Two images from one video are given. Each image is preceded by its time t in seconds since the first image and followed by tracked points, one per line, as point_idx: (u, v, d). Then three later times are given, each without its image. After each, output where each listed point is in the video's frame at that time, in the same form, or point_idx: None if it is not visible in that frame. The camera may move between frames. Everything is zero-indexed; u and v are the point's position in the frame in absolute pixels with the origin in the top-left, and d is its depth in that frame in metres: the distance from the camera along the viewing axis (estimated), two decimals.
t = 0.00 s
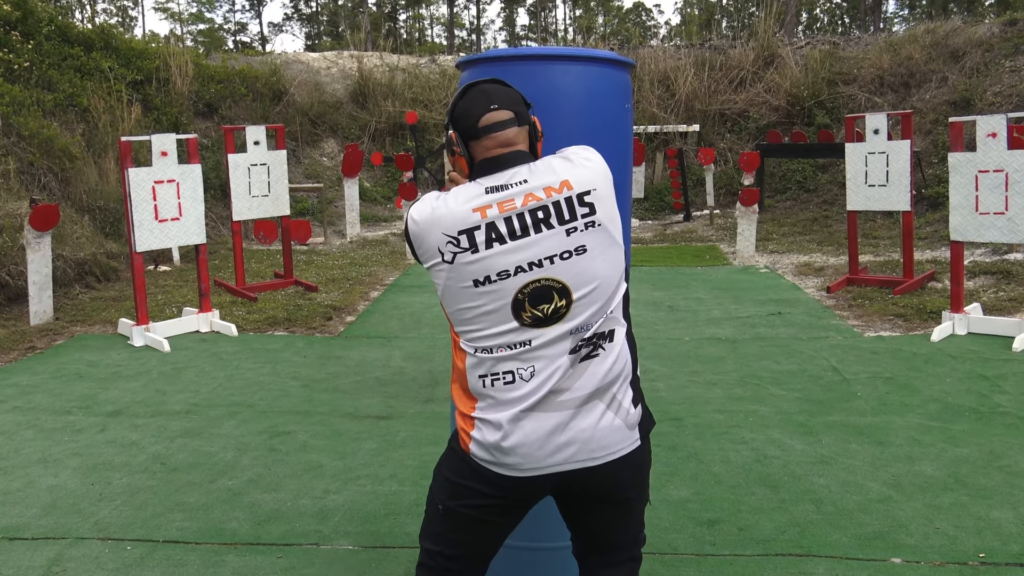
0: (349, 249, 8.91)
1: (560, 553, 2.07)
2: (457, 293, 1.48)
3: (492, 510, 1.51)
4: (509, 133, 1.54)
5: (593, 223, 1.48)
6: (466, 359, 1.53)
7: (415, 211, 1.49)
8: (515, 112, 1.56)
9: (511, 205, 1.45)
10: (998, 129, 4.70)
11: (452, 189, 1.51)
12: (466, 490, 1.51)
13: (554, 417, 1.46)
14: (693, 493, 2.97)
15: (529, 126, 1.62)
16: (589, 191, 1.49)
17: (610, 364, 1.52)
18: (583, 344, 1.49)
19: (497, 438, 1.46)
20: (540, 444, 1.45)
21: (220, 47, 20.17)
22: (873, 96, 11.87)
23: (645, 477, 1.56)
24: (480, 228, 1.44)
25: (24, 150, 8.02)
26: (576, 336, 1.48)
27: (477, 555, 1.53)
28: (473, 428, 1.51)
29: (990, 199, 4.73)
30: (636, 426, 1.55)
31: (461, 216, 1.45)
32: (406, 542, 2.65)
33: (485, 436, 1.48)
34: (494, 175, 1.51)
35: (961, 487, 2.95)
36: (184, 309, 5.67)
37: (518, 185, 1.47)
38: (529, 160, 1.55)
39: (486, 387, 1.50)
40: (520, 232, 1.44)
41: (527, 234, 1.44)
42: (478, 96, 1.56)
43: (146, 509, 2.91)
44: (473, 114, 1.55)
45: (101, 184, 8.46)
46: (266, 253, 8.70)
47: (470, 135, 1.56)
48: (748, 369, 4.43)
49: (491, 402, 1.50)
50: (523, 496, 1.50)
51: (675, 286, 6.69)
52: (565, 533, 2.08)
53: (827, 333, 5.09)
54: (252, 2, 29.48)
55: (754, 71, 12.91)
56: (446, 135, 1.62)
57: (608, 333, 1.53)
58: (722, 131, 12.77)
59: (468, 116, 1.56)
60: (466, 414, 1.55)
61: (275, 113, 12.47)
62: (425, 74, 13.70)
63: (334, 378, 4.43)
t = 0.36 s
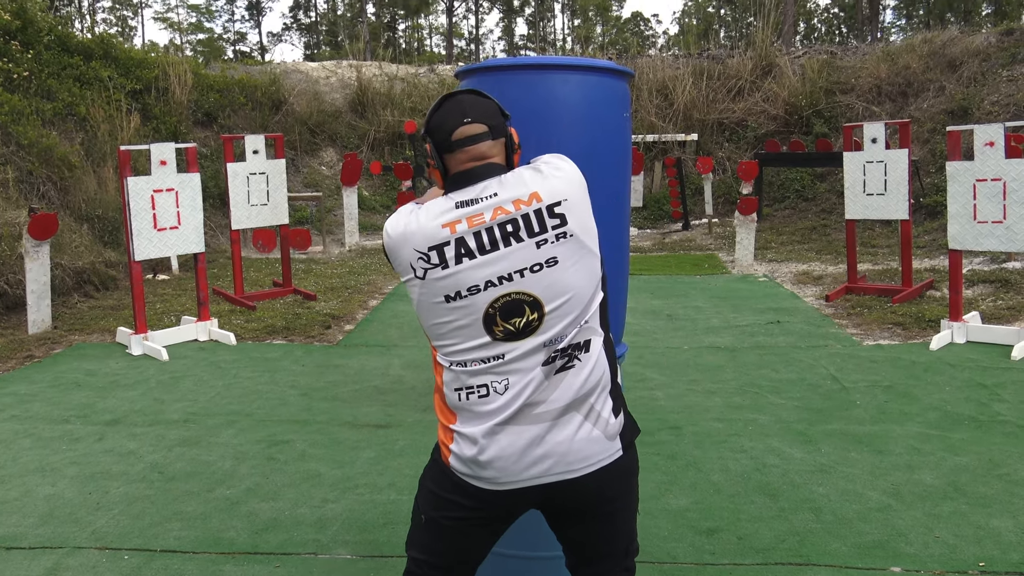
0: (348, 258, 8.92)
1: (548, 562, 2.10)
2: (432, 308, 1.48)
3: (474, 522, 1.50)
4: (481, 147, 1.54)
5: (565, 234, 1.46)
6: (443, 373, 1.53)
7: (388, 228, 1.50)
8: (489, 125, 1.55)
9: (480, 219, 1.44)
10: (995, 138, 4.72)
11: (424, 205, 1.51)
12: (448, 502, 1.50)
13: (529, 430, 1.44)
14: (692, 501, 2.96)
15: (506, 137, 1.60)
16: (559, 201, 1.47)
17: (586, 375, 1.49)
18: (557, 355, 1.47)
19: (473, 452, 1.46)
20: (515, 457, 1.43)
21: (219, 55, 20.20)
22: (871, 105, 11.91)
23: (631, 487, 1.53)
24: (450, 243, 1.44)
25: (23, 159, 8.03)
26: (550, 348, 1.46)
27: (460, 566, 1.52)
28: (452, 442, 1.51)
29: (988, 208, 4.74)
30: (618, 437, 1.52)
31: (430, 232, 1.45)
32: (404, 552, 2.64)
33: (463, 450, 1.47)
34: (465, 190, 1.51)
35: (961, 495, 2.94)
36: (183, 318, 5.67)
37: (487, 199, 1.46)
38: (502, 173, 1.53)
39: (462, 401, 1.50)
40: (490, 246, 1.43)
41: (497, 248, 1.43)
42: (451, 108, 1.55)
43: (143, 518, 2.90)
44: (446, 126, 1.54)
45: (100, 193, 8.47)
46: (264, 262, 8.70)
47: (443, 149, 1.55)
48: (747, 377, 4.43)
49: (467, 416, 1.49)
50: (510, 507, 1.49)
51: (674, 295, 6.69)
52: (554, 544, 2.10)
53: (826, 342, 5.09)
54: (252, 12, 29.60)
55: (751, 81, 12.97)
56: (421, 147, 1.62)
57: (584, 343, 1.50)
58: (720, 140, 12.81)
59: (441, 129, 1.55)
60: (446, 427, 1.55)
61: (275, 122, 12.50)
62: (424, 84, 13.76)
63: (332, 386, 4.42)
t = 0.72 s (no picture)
0: (348, 263, 8.92)
1: (536, 565, 2.10)
2: (413, 313, 1.49)
3: (458, 526, 1.50)
4: (464, 150, 1.53)
5: (546, 238, 1.45)
6: (426, 376, 1.54)
7: (372, 230, 1.51)
8: (473, 128, 1.55)
9: (460, 223, 1.44)
10: (995, 144, 4.73)
11: (408, 207, 1.51)
12: (433, 506, 1.51)
13: (509, 434, 1.44)
14: (692, 506, 2.96)
15: (491, 140, 1.60)
16: (540, 205, 1.46)
17: (568, 379, 1.48)
18: (538, 359, 1.47)
19: (454, 456, 1.46)
20: (496, 461, 1.44)
21: (218, 58, 20.20)
22: (870, 111, 11.93)
23: (615, 491, 1.53)
24: (430, 247, 1.44)
25: (24, 162, 8.04)
26: (530, 352, 1.46)
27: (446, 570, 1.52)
28: (434, 445, 1.52)
29: (987, 214, 4.75)
30: (600, 442, 1.52)
31: (411, 236, 1.45)
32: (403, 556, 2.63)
33: (444, 454, 1.48)
34: (447, 193, 1.51)
35: (961, 501, 2.94)
36: (183, 321, 5.67)
37: (468, 203, 1.46)
38: (485, 176, 1.53)
39: (444, 404, 1.50)
40: (470, 250, 1.43)
41: (477, 252, 1.43)
42: (435, 111, 1.54)
43: (143, 522, 2.90)
44: (430, 129, 1.54)
45: (100, 196, 8.47)
46: (264, 266, 8.70)
47: (427, 152, 1.55)
48: (747, 383, 4.43)
49: (448, 419, 1.50)
50: (498, 513, 1.49)
51: (673, 300, 6.70)
52: (542, 549, 2.10)
53: (826, 347, 5.09)
54: (253, 16, 29.66)
55: (751, 86, 13.00)
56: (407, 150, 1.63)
57: (565, 347, 1.50)
58: (720, 145, 12.82)
59: (425, 132, 1.54)
60: (429, 430, 1.55)
61: (275, 126, 12.51)
62: (424, 89, 13.79)
63: (331, 391, 4.42)
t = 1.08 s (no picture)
0: (348, 265, 8.93)
1: (533, 568, 2.10)
2: (405, 320, 1.49)
3: (453, 532, 1.50)
4: (457, 155, 1.53)
5: (537, 245, 1.45)
6: (419, 383, 1.54)
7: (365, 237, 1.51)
8: (465, 134, 1.54)
9: (451, 230, 1.44)
10: (995, 147, 4.73)
11: (400, 214, 1.51)
12: (427, 513, 1.51)
13: (500, 442, 1.44)
14: (692, 510, 2.96)
15: (484, 146, 1.59)
16: (532, 212, 1.45)
17: (560, 386, 1.48)
18: (529, 366, 1.46)
19: (446, 464, 1.46)
20: (488, 470, 1.44)
21: (218, 60, 20.19)
22: (870, 114, 11.93)
23: (610, 497, 1.52)
24: (421, 254, 1.44)
25: (24, 165, 8.04)
26: (522, 359, 1.45)
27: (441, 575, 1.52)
28: (428, 452, 1.52)
29: (988, 217, 4.75)
30: (594, 448, 1.52)
31: (402, 243, 1.45)
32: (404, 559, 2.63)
33: (436, 461, 1.48)
34: (439, 199, 1.50)
35: (961, 504, 2.93)
36: (183, 324, 5.67)
37: (459, 210, 1.45)
38: (477, 182, 1.52)
39: (436, 412, 1.50)
40: (460, 258, 1.42)
41: (467, 260, 1.42)
42: (428, 117, 1.54)
43: (143, 525, 2.89)
44: (422, 135, 1.54)
45: (100, 199, 8.48)
46: (265, 269, 8.71)
47: (419, 157, 1.55)
48: (748, 386, 4.42)
49: (441, 427, 1.50)
50: (496, 517, 1.49)
51: (674, 303, 6.70)
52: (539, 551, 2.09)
53: (826, 350, 5.09)
54: (253, 19, 29.70)
55: (751, 89, 13.00)
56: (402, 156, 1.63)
57: (557, 354, 1.49)
58: (721, 148, 12.83)
59: (417, 138, 1.54)
60: (423, 437, 1.55)
61: (275, 129, 12.51)
62: (425, 92, 13.80)
63: (332, 393, 4.42)
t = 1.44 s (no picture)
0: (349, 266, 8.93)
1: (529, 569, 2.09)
2: (391, 322, 1.49)
3: (443, 532, 1.51)
4: (442, 158, 1.53)
5: (519, 247, 1.45)
6: (405, 385, 1.54)
7: (352, 241, 1.51)
8: (450, 137, 1.55)
9: (435, 232, 1.44)
10: (997, 148, 4.73)
11: (386, 216, 1.52)
12: (417, 513, 1.52)
13: (484, 443, 1.44)
14: (693, 511, 2.96)
15: (470, 149, 1.59)
16: (514, 214, 1.46)
17: (544, 388, 1.47)
18: (513, 367, 1.46)
19: (431, 465, 1.47)
20: (471, 471, 1.44)
21: (219, 62, 20.14)
22: (871, 115, 11.92)
23: (598, 499, 1.52)
24: (405, 256, 1.44)
25: (25, 167, 8.04)
26: (505, 360, 1.45)
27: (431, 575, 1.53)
28: (414, 454, 1.52)
29: (989, 218, 4.75)
30: (578, 450, 1.51)
31: (387, 245, 1.46)
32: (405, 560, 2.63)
33: (422, 462, 1.48)
34: (424, 201, 1.50)
35: (962, 506, 2.93)
36: (184, 326, 5.67)
37: (443, 212, 1.45)
38: (462, 184, 1.52)
39: (422, 413, 1.50)
40: (444, 259, 1.42)
41: (450, 261, 1.42)
42: (413, 120, 1.55)
43: (143, 527, 2.89)
44: (407, 139, 1.54)
45: (101, 201, 8.48)
46: (266, 270, 8.71)
47: (405, 161, 1.55)
48: (749, 387, 4.42)
49: (426, 428, 1.50)
50: (490, 517, 1.50)
51: (675, 304, 6.70)
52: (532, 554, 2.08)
53: (827, 351, 5.09)
54: (254, 21, 29.72)
55: (752, 90, 12.99)
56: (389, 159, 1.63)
57: (542, 356, 1.48)
58: (721, 150, 12.83)
59: (403, 141, 1.55)
60: (410, 439, 1.56)
61: (276, 131, 12.51)
62: (425, 93, 13.82)
63: (332, 395, 4.42)
